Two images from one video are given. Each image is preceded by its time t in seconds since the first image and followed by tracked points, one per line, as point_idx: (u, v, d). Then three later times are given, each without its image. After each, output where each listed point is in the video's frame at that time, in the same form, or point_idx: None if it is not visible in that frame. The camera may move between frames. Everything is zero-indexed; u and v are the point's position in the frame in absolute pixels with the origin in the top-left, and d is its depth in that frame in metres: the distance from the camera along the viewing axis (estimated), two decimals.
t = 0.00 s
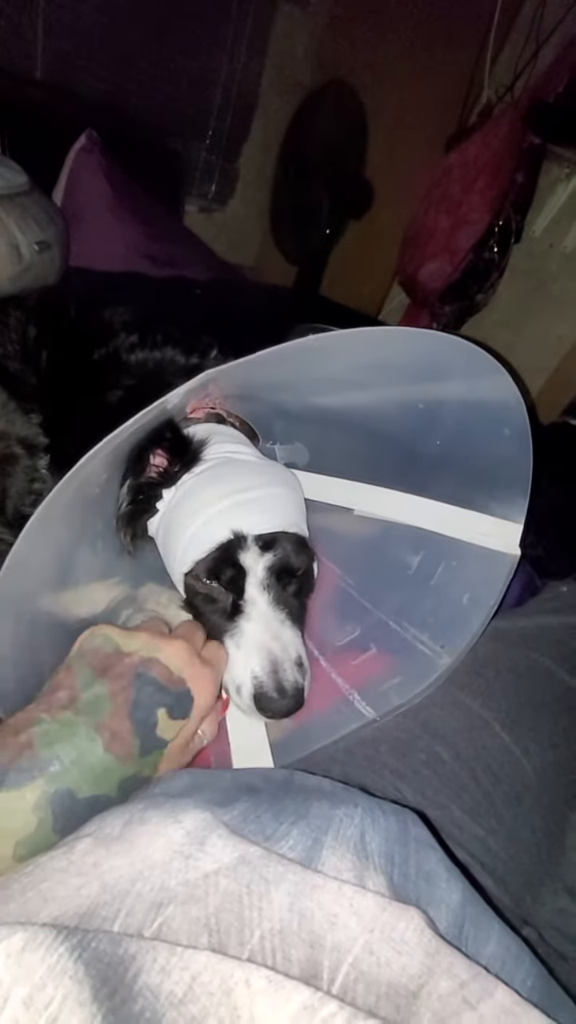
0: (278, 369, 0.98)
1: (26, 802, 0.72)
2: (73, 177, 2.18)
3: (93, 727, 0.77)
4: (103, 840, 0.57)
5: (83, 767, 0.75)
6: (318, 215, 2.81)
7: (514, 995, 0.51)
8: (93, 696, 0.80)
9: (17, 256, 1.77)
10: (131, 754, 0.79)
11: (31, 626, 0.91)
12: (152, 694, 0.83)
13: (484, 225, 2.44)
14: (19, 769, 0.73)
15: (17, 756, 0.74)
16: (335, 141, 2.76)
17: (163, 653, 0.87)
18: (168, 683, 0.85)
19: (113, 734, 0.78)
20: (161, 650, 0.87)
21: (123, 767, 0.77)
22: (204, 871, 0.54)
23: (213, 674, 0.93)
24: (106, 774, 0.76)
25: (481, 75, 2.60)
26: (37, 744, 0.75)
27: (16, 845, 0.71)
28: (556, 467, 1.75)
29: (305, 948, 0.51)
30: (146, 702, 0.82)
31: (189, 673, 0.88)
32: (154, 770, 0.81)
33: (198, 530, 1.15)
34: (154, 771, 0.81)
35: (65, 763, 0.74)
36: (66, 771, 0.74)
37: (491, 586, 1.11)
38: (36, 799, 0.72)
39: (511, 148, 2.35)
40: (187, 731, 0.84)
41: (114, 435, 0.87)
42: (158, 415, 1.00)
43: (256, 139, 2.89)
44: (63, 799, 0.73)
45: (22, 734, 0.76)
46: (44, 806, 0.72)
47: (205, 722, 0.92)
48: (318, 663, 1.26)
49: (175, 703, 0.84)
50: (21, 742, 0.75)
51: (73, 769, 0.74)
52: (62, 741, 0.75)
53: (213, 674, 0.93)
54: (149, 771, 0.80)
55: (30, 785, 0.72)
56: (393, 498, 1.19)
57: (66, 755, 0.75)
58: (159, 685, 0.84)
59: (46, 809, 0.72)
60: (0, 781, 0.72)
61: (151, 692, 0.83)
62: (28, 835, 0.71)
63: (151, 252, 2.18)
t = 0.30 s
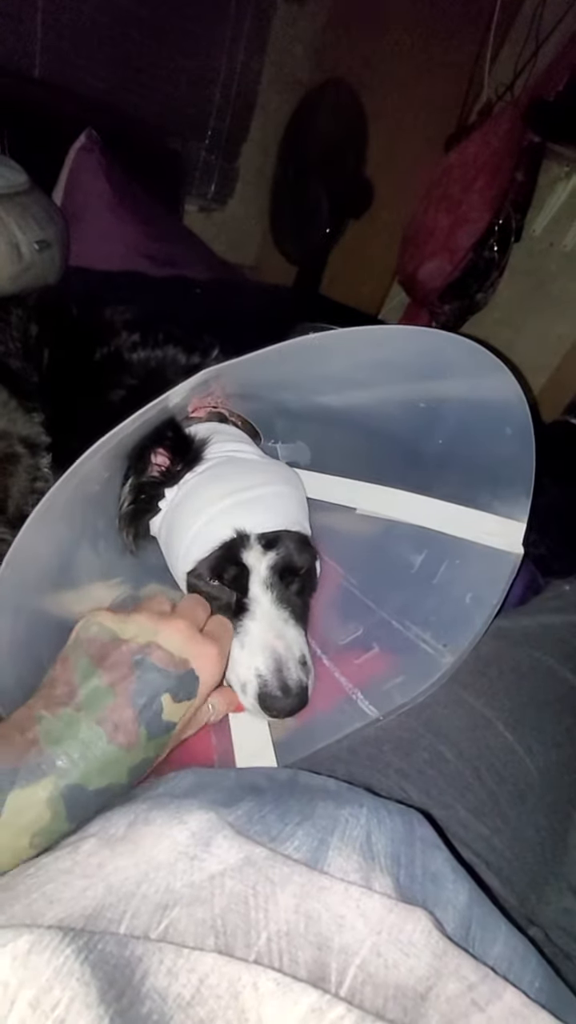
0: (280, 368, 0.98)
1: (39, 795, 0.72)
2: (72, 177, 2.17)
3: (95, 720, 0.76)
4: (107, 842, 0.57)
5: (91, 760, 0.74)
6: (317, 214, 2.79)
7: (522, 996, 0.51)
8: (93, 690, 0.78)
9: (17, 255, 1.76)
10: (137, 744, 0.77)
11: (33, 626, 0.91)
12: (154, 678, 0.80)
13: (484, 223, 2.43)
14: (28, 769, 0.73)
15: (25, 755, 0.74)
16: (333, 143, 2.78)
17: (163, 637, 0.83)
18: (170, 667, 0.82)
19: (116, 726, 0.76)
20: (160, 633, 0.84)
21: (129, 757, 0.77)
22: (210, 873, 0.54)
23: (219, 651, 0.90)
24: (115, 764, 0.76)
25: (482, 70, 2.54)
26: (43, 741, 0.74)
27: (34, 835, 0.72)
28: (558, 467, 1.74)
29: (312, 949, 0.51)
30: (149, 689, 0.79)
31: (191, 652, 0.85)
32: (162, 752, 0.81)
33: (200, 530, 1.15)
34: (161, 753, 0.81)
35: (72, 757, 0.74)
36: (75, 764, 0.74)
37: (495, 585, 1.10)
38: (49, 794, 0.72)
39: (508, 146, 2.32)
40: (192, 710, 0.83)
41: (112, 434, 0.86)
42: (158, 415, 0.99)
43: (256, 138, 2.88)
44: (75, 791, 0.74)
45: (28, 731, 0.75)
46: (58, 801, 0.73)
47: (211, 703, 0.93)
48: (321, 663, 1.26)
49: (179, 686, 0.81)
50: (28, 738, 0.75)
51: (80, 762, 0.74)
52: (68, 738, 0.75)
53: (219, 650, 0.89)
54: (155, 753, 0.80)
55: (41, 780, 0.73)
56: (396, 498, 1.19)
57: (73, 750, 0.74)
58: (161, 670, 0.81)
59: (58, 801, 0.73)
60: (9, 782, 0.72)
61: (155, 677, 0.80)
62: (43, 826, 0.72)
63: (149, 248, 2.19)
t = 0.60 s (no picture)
0: (276, 372, 0.99)
1: (36, 806, 0.74)
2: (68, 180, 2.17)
3: (99, 730, 0.78)
4: (105, 841, 0.59)
5: (89, 774, 0.76)
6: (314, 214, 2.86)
7: (511, 987, 0.53)
8: (100, 701, 0.79)
9: (14, 259, 1.75)
10: (139, 756, 0.78)
11: (34, 630, 0.93)
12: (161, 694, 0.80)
13: (480, 226, 2.44)
14: (27, 780, 0.75)
15: (26, 763, 0.75)
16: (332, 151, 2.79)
17: (171, 654, 0.83)
18: (177, 685, 0.81)
19: (119, 740, 0.78)
20: (173, 652, 0.83)
21: (130, 770, 0.78)
22: (207, 869, 0.55)
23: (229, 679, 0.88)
24: (113, 777, 0.77)
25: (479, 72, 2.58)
26: (44, 750, 0.76)
27: (29, 845, 0.74)
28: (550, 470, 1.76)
29: (306, 942, 0.52)
30: (156, 707, 0.79)
31: (201, 675, 0.83)
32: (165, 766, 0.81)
33: (199, 533, 1.16)
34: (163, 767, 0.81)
35: (70, 769, 0.76)
36: (72, 775, 0.76)
37: (488, 588, 1.12)
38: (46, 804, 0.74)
39: (505, 146, 2.35)
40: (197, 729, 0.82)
41: (114, 437, 0.88)
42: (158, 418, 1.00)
43: (253, 137, 2.86)
44: (72, 803, 0.75)
45: (31, 740, 0.77)
46: (54, 810, 0.74)
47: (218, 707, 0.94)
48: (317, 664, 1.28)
49: (185, 704, 0.81)
50: (29, 746, 0.76)
51: (78, 774, 0.76)
52: (67, 748, 0.76)
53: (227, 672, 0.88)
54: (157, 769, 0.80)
55: (38, 791, 0.74)
56: (391, 502, 1.20)
57: (73, 761, 0.76)
58: (169, 689, 0.80)
59: (54, 812, 0.75)
60: (7, 790, 0.74)
61: (161, 695, 0.80)
62: (38, 837, 0.74)
63: (144, 249, 2.20)
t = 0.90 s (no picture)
0: (275, 383, 1.01)
1: (38, 811, 0.76)
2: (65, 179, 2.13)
3: (96, 736, 0.78)
4: (111, 840, 0.60)
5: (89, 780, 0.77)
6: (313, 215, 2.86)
7: (505, 976, 0.55)
8: (97, 707, 0.80)
9: (15, 266, 1.75)
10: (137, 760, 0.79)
11: (37, 634, 0.94)
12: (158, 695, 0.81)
13: (477, 230, 2.46)
14: (28, 786, 0.76)
15: (27, 768, 0.77)
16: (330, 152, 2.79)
17: (167, 654, 0.83)
18: (174, 686, 0.81)
19: (116, 745, 0.78)
20: (166, 652, 0.83)
21: (130, 773, 0.79)
22: (212, 865, 0.57)
23: (228, 675, 0.88)
24: (113, 781, 0.78)
25: (474, 80, 2.52)
26: (45, 757, 0.77)
27: (33, 847, 0.76)
28: (548, 474, 1.77)
29: (309, 932, 0.54)
30: (154, 710, 0.79)
31: (197, 673, 0.83)
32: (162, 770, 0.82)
33: (198, 541, 1.18)
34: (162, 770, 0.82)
35: (70, 774, 0.77)
36: (73, 781, 0.77)
37: (484, 593, 1.13)
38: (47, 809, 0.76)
39: (502, 149, 2.35)
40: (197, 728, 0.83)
41: (115, 449, 0.90)
42: (161, 425, 1.02)
43: (251, 142, 2.94)
44: (72, 807, 0.77)
45: (33, 746, 0.79)
46: (56, 814, 0.76)
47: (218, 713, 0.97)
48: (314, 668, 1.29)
49: (183, 703, 0.81)
50: (31, 753, 0.78)
51: (77, 780, 0.77)
52: (67, 754, 0.77)
53: (226, 669, 0.88)
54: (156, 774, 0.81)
55: (39, 797, 0.76)
56: (389, 506, 1.22)
57: (70, 769, 0.77)
58: (165, 689, 0.81)
59: (56, 816, 0.77)
60: (9, 797, 0.75)
61: (158, 697, 0.80)
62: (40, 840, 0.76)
63: (150, 255, 2.24)
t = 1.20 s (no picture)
0: (273, 390, 1.03)
1: (50, 822, 0.79)
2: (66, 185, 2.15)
3: (107, 751, 0.81)
4: (114, 837, 0.62)
5: (99, 793, 0.80)
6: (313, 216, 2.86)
7: (497, 964, 0.57)
8: (107, 723, 0.82)
9: (16, 270, 1.76)
10: (146, 774, 0.82)
11: (40, 639, 0.96)
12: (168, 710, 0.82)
13: (474, 234, 2.49)
14: (40, 799, 0.80)
15: (39, 778, 0.80)
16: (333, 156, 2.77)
17: (178, 673, 0.84)
18: (184, 704, 0.83)
19: (126, 761, 0.81)
20: (177, 671, 0.84)
21: (138, 784, 0.82)
22: (213, 859, 0.59)
23: (240, 689, 0.89)
24: (123, 793, 0.81)
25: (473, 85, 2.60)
26: (56, 769, 0.81)
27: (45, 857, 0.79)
28: (544, 475, 1.79)
29: (307, 921, 0.55)
30: (164, 729, 0.82)
31: (206, 692, 0.84)
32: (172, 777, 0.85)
33: (199, 548, 1.20)
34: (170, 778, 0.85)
35: (79, 787, 0.80)
36: (83, 793, 0.80)
37: (479, 597, 1.14)
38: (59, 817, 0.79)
39: (500, 152, 2.37)
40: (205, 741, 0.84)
41: (111, 459, 0.91)
42: (158, 434, 1.03)
43: (251, 144, 2.91)
44: (84, 819, 0.80)
45: (44, 759, 0.81)
46: (68, 826, 0.79)
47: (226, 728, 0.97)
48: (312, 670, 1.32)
49: (191, 720, 0.83)
50: (42, 766, 0.81)
51: (87, 793, 0.80)
52: (76, 767, 0.80)
53: (237, 684, 0.89)
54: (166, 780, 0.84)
55: (52, 809, 0.79)
56: (385, 510, 1.25)
57: (79, 783, 0.80)
58: (172, 707, 0.82)
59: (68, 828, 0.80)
60: (23, 808, 0.79)
61: (169, 716, 0.82)
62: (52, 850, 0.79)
63: (151, 257, 2.26)
